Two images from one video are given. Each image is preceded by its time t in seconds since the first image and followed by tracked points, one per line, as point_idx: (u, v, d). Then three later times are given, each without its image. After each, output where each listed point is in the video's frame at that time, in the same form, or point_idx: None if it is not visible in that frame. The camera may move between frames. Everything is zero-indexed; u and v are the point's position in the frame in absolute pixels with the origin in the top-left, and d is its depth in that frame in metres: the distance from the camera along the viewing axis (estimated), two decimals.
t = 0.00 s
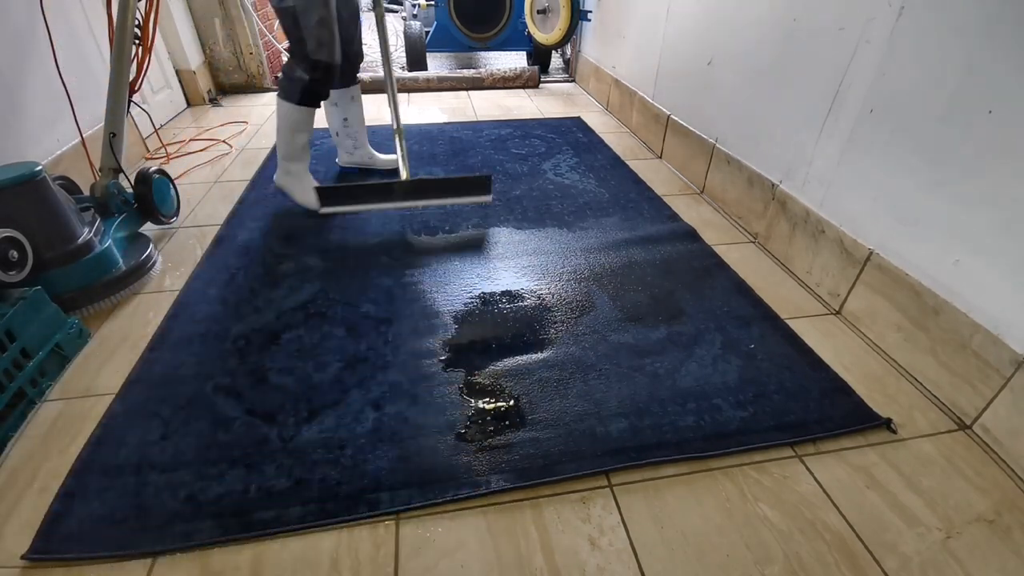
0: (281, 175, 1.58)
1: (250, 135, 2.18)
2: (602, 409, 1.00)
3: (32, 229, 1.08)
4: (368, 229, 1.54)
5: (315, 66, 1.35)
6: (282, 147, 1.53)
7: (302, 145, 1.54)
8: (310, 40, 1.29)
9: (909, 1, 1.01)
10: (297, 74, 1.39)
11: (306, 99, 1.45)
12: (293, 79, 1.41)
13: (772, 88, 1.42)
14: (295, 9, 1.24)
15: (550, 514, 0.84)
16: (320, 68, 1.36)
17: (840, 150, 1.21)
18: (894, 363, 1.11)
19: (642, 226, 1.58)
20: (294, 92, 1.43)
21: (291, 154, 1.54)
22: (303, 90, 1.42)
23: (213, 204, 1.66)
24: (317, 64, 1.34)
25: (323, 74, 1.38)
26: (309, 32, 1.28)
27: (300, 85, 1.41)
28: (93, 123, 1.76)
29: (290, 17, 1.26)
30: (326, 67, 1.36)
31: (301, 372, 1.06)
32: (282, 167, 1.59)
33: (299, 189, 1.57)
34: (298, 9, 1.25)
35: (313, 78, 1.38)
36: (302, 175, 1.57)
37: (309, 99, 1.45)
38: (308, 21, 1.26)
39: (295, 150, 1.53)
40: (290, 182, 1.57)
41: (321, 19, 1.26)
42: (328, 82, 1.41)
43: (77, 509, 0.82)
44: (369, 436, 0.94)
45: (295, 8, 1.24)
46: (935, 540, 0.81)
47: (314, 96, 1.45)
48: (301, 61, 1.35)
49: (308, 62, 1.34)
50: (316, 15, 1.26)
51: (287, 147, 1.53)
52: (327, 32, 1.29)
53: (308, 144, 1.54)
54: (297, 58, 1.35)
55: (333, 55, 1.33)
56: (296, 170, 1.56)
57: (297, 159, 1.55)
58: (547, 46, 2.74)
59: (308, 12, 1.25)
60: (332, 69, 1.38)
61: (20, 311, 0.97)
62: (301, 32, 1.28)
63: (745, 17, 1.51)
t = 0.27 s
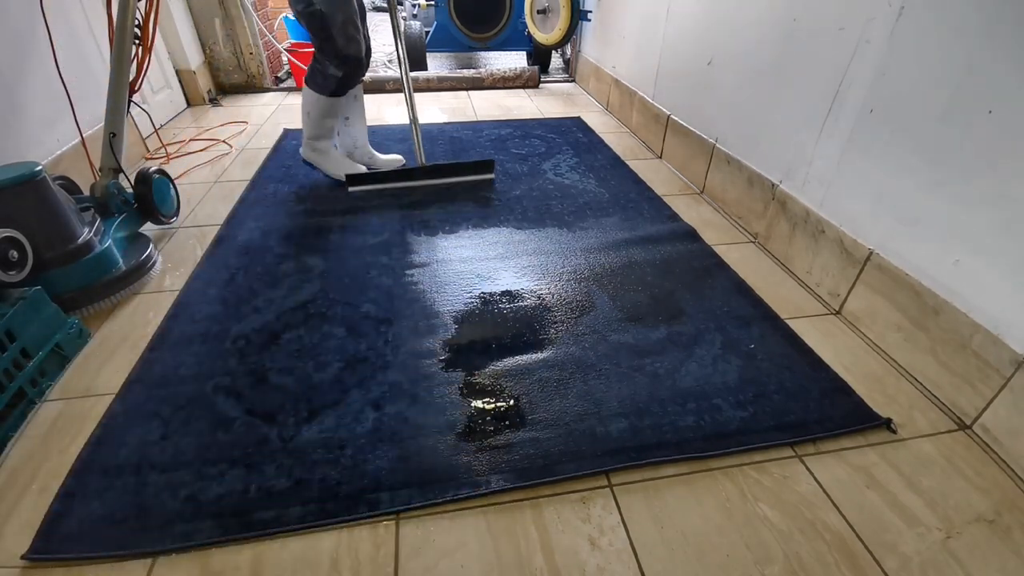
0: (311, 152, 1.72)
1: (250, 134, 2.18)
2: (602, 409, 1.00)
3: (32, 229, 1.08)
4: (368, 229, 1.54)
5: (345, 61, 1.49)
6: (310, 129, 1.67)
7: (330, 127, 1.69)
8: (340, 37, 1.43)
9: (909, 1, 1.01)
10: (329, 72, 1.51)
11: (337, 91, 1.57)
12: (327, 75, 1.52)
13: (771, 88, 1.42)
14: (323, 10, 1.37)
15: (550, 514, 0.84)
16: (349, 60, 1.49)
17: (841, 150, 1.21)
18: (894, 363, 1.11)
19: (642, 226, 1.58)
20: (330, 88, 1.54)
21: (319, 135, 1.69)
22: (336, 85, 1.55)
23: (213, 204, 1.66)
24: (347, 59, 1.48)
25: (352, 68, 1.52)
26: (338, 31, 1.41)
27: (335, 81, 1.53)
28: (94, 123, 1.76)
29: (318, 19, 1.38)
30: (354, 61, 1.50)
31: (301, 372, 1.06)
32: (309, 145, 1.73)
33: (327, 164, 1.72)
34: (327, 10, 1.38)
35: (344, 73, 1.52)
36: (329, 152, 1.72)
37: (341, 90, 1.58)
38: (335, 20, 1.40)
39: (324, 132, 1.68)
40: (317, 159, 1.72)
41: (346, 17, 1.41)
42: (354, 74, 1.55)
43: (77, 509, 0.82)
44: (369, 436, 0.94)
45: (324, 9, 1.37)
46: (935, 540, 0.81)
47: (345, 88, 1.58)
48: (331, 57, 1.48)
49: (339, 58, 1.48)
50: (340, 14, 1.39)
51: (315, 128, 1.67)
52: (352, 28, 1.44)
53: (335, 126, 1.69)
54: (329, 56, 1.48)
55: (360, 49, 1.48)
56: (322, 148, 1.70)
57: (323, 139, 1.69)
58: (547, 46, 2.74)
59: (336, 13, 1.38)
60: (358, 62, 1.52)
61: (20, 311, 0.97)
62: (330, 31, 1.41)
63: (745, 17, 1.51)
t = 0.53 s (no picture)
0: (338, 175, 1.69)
1: (250, 134, 2.18)
2: (602, 409, 1.00)
3: (31, 229, 1.08)
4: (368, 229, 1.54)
5: (355, 64, 1.45)
6: (334, 149, 1.64)
7: (352, 144, 1.65)
8: (346, 39, 1.38)
9: (909, 1, 1.01)
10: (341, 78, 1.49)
11: (351, 98, 1.54)
12: (338, 81, 1.50)
13: (772, 88, 1.42)
14: (326, 11, 1.33)
15: (550, 514, 0.84)
16: (359, 64, 1.45)
17: (841, 150, 1.21)
18: (894, 363, 1.11)
19: (642, 226, 1.58)
20: (343, 95, 1.52)
21: (343, 155, 1.65)
22: (348, 91, 1.51)
23: (213, 204, 1.66)
24: (357, 62, 1.44)
25: (364, 71, 1.48)
26: (344, 32, 1.37)
27: (346, 87, 1.50)
28: (94, 123, 1.76)
29: (323, 22, 1.35)
30: (365, 64, 1.45)
31: (301, 372, 1.06)
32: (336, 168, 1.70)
33: (353, 186, 1.67)
34: (330, 13, 1.34)
35: (355, 78, 1.49)
36: (353, 171, 1.67)
37: (355, 97, 1.54)
38: (339, 21, 1.36)
39: (345, 149, 1.64)
40: (342, 181, 1.68)
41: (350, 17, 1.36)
42: (369, 78, 1.51)
43: (77, 509, 0.82)
44: (369, 436, 0.94)
45: (327, 11, 1.33)
46: (935, 540, 0.81)
47: (358, 93, 1.54)
48: (341, 62, 1.45)
49: (348, 61, 1.44)
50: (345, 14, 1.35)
51: (338, 147, 1.64)
52: (357, 30, 1.38)
53: (358, 143, 1.66)
54: (338, 61, 1.45)
55: (369, 49, 1.43)
56: (347, 169, 1.66)
57: (348, 158, 1.66)
58: (546, 46, 2.74)
59: (339, 14, 1.34)
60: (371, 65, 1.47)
61: (20, 311, 0.97)
62: (335, 34, 1.37)
63: (745, 17, 1.51)
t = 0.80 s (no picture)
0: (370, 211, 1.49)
1: (250, 135, 2.18)
2: (601, 409, 1.00)
3: (31, 229, 1.08)
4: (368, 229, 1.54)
5: (371, 75, 1.26)
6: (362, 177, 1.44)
7: (380, 171, 1.43)
8: (361, 46, 1.21)
9: (909, 1, 1.01)
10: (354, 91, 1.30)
11: (370, 116, 1.34)
12: (353, 95, 1.31)
13: (772, 88, 1.42)
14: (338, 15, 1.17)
15: (550, 514, 0.84)
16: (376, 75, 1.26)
17: (841, 150, 1.21)
18: (894, 362, 1.11)
19: (642, 226, 1.58)
20: (358, 108, 1.32)
21: (373, 184, 1.44)
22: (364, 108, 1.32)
23: (213, 204, 1.66)
24: (371, 72, 1.26)
25: (380, 81, 1.28)
26: (357, 37, 1.20)
27: (361, 100, 1.31)
28: (93, 123, 1.76)
29: (334, 27, 1.19)
30: (381, 72, 1.26)
31: (301, 372, 1.06)
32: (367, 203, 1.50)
33: (384, 221, 1.46)
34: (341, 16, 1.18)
35: (371, 89, 1.29)
36: (382, 206, 1.46)
37: (373, 118, 1.35)
38: (354, 23, 1.19)
39: (371, 178, 1.43)
40: (372, 217, 1.48)
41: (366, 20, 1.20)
42: (386, 89, 1.32)
43: (77, 509, 0.82)
44: (369, 436, 0.94)
45: (338, 15, 1.17)
46: (935, 540, 0.81)
47: (375, 111, 1.34)
48: (355, 72, 1.27)
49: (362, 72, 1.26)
50: (361, 16, 1.19)
51: (366, 175, 1.44)
52: (373, 37, 1.22)
53: (386, 169, 1.44)
54: (352, 72, 1.27)
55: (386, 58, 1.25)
56: (379, 202, 1.45)
57: (378, 188, 1.45)
58: (546, 46, 2.73)
59: (352, 17, 1.18)
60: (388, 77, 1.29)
61: (20, 311, 0.97)
62: (348, 40, 1.21)
63: (745, 17, 1.51)
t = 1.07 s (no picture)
0: (372, 215, 1.49)
1: (250, 135, 2.18)
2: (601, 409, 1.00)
3: (31, 230, 1.08)
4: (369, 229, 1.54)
5: (383, 88, 1.28)
6: (365, 185, 1.45)
7: (385, 178, 1.45)
8: (374, 58, 1.23)
9: (909, 2, 1.02)
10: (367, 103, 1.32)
11: (381, 127, 1.37)
12: (366, 108, 1.33)
13: (772, 88, 1.42)
14: (353, 27, 1.18)
15: (550, 514, 0.84)
16: (389, 87, 1.28)
17: (841, 150, 1.21)
18: (894, 362, 1.11)
19: (642, 226, 1.58)
20: (371, 122, 1.34)
21: (376, 191, 1.45)
22: (376, 120, 1.34)
23: (213, 204, 1.66)
24: (385, 86, 1.28)
25: (393, 94, 1.30)
26: (371, 50, 1.22)
27: (374, 114, 1.33)
28: (93, 123, 1.76)
29: (347, 40, 1.20)
30: (394, 85, 1.28)
31: (301, 372, 1.06)
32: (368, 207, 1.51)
33: (385, 226, 1.46)
34: (354, 28, 1.19)
35: (384, 103, 1.31)
36: (388, 211, 1.47)
37: (384, 129, 1.38)
38: (367, 34, 1.20)
39: (376, 185, 1.45)
40: (376, 220, 1.48)
41: (379, 30, 1.20)
42: (398, 101, 1.34)
43: (77, 509, 0.82)
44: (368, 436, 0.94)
45: (352, 27, 1.18)
46: (935, 540, 0.81)
47: (387, 123, 1.37)
48: (368, 85, 1.29)
49: (375, 84, 1.28)
50: (375, 25, 1.20)
51: (370, 183, 1.45)
52: (387, 46, 1.23)
53: (390, 177, 1.46)
54: (364, 84, 1.29)
55: (398, 69, 1.26)
56: (381, 208, 1.46)
57: (381, 195, 1.46)
58: (546, 46, 2.73)
59: (366, 28, 1.19)
60: (401, 88, 1.31)
61: (20, 310, 0.97)
62: (361, 52, 1.22)
63: (745, 17, 1.51)
